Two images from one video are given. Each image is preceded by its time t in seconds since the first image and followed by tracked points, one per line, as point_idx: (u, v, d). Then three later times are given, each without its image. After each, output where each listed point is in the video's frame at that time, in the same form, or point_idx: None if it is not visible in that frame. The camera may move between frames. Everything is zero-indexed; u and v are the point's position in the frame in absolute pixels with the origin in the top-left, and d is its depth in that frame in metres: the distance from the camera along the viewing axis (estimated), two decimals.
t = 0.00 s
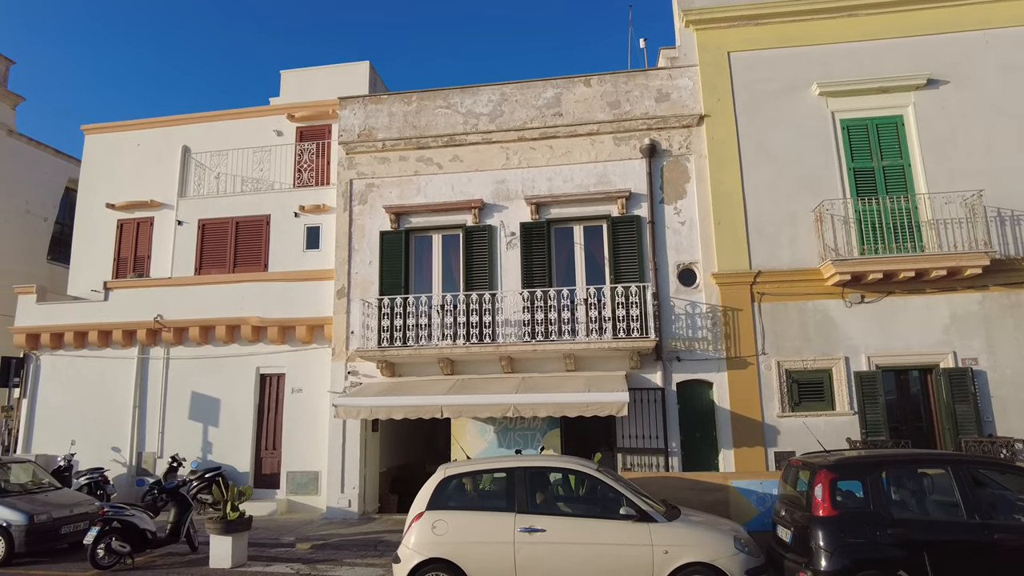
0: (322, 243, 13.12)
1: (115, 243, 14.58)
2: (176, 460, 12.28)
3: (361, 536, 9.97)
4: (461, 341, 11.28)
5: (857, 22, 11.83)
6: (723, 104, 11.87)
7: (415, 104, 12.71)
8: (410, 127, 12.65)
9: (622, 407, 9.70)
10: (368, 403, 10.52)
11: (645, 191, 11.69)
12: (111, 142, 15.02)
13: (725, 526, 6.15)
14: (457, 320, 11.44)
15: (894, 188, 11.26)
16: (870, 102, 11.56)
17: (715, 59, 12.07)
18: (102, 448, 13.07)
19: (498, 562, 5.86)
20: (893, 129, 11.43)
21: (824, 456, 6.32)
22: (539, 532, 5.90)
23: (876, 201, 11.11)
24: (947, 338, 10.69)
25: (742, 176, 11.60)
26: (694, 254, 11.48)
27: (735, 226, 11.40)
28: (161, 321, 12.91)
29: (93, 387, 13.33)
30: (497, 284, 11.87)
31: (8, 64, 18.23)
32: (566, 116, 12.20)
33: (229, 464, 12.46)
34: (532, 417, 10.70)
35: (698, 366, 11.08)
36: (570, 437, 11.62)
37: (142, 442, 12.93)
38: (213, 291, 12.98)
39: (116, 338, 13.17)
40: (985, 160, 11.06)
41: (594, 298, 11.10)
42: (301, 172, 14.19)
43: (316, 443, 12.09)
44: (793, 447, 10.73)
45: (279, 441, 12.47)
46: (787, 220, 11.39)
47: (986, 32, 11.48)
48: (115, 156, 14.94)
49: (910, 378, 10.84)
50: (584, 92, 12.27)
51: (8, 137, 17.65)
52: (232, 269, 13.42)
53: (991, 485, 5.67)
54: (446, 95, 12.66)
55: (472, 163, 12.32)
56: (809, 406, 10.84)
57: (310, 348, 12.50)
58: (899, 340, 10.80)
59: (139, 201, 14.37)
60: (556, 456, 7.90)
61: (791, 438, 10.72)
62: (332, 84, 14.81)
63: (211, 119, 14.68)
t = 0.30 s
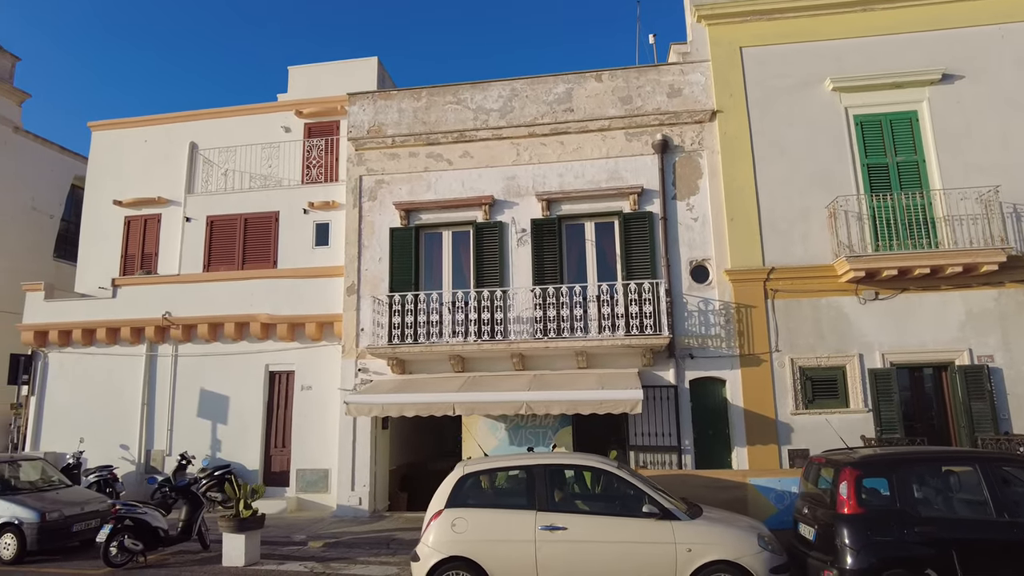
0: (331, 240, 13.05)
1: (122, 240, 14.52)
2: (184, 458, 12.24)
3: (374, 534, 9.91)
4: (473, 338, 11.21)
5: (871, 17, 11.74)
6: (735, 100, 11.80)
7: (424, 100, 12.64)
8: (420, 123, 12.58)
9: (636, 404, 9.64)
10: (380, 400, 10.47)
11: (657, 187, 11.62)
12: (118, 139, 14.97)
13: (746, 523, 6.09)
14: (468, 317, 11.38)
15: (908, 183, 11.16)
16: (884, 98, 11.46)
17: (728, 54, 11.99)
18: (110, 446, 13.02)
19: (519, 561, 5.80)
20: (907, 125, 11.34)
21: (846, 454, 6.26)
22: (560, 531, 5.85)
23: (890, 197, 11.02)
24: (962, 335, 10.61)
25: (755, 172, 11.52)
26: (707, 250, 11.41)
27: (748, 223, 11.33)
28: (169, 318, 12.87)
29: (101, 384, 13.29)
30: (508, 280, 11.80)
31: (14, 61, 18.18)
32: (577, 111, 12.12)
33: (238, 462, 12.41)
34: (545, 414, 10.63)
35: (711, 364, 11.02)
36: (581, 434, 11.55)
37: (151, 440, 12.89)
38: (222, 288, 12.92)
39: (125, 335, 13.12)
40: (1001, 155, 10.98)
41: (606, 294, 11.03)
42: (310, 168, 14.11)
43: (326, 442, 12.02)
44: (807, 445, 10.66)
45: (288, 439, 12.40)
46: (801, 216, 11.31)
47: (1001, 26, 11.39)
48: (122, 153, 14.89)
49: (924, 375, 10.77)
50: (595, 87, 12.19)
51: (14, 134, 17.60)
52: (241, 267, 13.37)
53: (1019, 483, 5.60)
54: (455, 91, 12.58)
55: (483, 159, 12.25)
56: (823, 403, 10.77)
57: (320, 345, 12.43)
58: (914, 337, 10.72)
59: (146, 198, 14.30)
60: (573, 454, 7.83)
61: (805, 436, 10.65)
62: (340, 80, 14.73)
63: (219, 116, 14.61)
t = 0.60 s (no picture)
0: (342, 239, 13.03)
1: (131, 239, 14.51)
2: (195, 457, 12.22)
3: (388, 534, 9.88)
4: (485, 337, 11.17)
5: (885, 14, 11.70)
6: (748, 98, 11.76)
7: (436, 98, 12.60)
8: (431, 121, 12.54)
9: (651, 403, 9.61)
10: (393, 399, 10.44)
11: (670, 185, 11.58)
12: (127, 137, 14.95)
13: (771, 522, 6.05)
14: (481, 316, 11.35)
15: (922, 182, 11.11)
16: (898, 96, 11.41)
17: (740, 52, 11.95)
18: (120, 445, 13.00)
19: (543, 560, 5.78)
20: (922, 122, 11.28)
21: (871, 453, 6.21)
22: (584, 530, 5.82)
23: (904, 196, 10.97)
24: (978, 334, 10.57)
25: (768, 170, 11.49)
26: (721, 249, 11.38)
27: (762, 221, 11.30)
28: (179, 318, 12.84)
29: (111, 383, 13.26)
30: (520, 279, 11.76)
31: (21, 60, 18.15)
32: (590, 109, 12.09)
33: (249, 462, 12.37)
34: (558, 413, 10.60)
35: (725, 363, 10.99)
36: (594, 434, 11.52)
37: (161, 439, 12.86)
38: (232, 287, 12.89)
39: (135, 334, 13.10)
40: (1016, 153, 10.94)
41: (619, 294, 11.00)
42: (320, 167, 14.06)
43: (338, 441, 11.99)
44: (822, 444, 10.62)
45: (300, 438, 12.36)
46: (815, 214, 11.28)
47: (1016, 23, 11.35)
48: (131, 152, 14.86)
49: (939, 374, 10.72)
50: (607, 85, 12.15)
51: (22, 133, 17.57)
52: (251, 266, 13.34)
53: None
54: (467, 88, 12.54)
55: (494, 158, 12.21)
56: (837, 402, 10.74)
57: (331, 344, 12.40)
58: (929, 336, 10.67)
59: (155, 197, 14.27)
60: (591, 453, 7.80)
61: (819, 435, 10.61)
62: (350, 78, 14.69)
63: (228, 114, 14.58)
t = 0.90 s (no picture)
0: (353, 238, 13.00)
1: (140, 238, 14.48)
2: (205, 457, 12.18)
3: (401, 534, 9.84)
4: (498, 337, 11.13)
5: (898, 13, 11.65)
6: (762, 97, 11.72)
7: (447, 97, 12.57)
8: (442, 120, 12.50)
9: (666, 404, 9.56)
10: (406, 399, 10.40)
11: (683, 185, 11.54)
12: (136, 136, 14.92)
13: (794, 523, 6.01)
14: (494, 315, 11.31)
15: (937, 182, 11.06)
16: (912, 95, 11.35)
17: (753, 51, 11.91)
18: (129, 444, 12.96)
19: (566, 561, 5.75)
20: (936, 123, 11.22)
21: (894, 454, 6.18)
22: (607, 531, 5.79)
23: (918, 196, 10.92)
24: (993, 335, 10.52)
25: (781, 170, 11.45)
26: (734, 249, 11.35)
27: (775, 221, 11.27)
28: (189, 316, 12.81)
29: (120, 382, 13.23)
30: (532, 278, 11.71)
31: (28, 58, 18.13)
32: (602, 109, 12.05)
33: (259, 462, 12.32)
34: (571, 413, 10.55)
35: (739, 363, 10.96)
36: (605, 434, 11.48)
37: (170, 439, 12.82)
38: (242, 286, 12.84)
39: (144, 333, 13.06)
40: None
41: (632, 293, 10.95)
42: (331, 166, 14.06)
43: (348, 441, 11.94)
44: (836, 445, 10.57)
45: (310, 437, 12.32)
46: (828, 214, 11.24)
47: None
48: (140, 150, 14.84)
49: (954, 375, 10.66)
50: (619, 84, 12.11)
51: (30, 131, 17.55)
52: (261, 265, 13.31)
53: None
54: (478, 87, 12.51)
55: (506, 157, 12.16)
56: (851, 403, 10.69)
57: (341, 343, 12.36)
58: (944, 336, 10.62)
59: (164, 195, 14.24)
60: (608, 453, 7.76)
61: (833, 436, 10.56)
62: (360, 76, 14.65)
63: (237, 113, 14.55)
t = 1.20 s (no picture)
0: (364, 235, 12.98)
1: (149, 234, 14.46)
2: (216, 454, 12.15)
3: (415, 531, 9.82)
4: (510, 334, 11.09)
5: (913, 9, 11.58)
6: (775, 94, 11.67)
7: (458, 93, 12.52)
8: (453, 116, 12.45)
9: (681, 401, 9.52)
10: (419, 396, 10.37)
11: (696, 181, 11.50)
12: (144, 132, 14.88)
13: (820, 521, 5.97)
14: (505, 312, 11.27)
15: (952, 178, 11.00)
16: (927, 91, 11.28)
17: (766, 47, 11.85)
18: (140, 441, 12.94)
19: (591, 559, 5.71)
20: (951, 119, 11.17)
21: (919, 450, 6.13)
22: (631, 528, 5.75)
23: (933, 193, 10.86)
24: (1009, 332, 10.47)
25: (795, 166, 11.40)
26: (748, 246, 11.31)
27: (789, 218, 11.23)
28: (199, 313, 12.77)
29: (130, 378, 13.21)
30: (545, 275, 11.67)
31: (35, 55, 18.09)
32: (614, 105, 12.00)
33: (270, 459, 12.29)
34: (584, 411, 10.51)
35: (753, 360, 10.92)
36: (618, 431, 11.45)
37: (180, 436, 12.79)
38: (252, 283, 12.80)
39: (154, 330, 13.01)
40: None
41: (645, 290, 10.92)
42: (342, 162, 14.02)
43: (360, 438, 11.92)
44: (850, 443, 10.53)
45: (321, 434, 12.29)
46: (842, 211, 11.18)
47: None
48: (149, 146, 14.79)
49: (969, 373, 10.62)
50: (631, 80, 12.06)
51: (37, 128, 17.51)
52: (272, 261, 13.27)
53: None
54: (490, 84, 12.45)
55: (518, 153, 12.11)
56: (865, 400, 10.66)
57: (352, 340, 12.34)
58: (959, 334, 10.57)
59: (173, 192, 14.20)
60: (627, 450, 7.71)
61: (847, 433, 10.53)
62: (369, 73, 14.60)
63: (246, 109, 14.49)
